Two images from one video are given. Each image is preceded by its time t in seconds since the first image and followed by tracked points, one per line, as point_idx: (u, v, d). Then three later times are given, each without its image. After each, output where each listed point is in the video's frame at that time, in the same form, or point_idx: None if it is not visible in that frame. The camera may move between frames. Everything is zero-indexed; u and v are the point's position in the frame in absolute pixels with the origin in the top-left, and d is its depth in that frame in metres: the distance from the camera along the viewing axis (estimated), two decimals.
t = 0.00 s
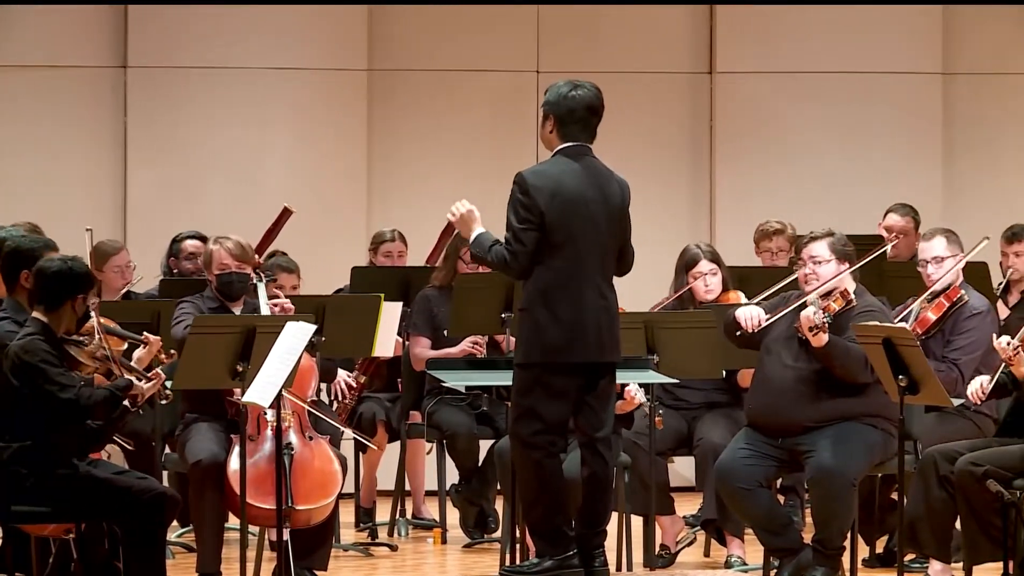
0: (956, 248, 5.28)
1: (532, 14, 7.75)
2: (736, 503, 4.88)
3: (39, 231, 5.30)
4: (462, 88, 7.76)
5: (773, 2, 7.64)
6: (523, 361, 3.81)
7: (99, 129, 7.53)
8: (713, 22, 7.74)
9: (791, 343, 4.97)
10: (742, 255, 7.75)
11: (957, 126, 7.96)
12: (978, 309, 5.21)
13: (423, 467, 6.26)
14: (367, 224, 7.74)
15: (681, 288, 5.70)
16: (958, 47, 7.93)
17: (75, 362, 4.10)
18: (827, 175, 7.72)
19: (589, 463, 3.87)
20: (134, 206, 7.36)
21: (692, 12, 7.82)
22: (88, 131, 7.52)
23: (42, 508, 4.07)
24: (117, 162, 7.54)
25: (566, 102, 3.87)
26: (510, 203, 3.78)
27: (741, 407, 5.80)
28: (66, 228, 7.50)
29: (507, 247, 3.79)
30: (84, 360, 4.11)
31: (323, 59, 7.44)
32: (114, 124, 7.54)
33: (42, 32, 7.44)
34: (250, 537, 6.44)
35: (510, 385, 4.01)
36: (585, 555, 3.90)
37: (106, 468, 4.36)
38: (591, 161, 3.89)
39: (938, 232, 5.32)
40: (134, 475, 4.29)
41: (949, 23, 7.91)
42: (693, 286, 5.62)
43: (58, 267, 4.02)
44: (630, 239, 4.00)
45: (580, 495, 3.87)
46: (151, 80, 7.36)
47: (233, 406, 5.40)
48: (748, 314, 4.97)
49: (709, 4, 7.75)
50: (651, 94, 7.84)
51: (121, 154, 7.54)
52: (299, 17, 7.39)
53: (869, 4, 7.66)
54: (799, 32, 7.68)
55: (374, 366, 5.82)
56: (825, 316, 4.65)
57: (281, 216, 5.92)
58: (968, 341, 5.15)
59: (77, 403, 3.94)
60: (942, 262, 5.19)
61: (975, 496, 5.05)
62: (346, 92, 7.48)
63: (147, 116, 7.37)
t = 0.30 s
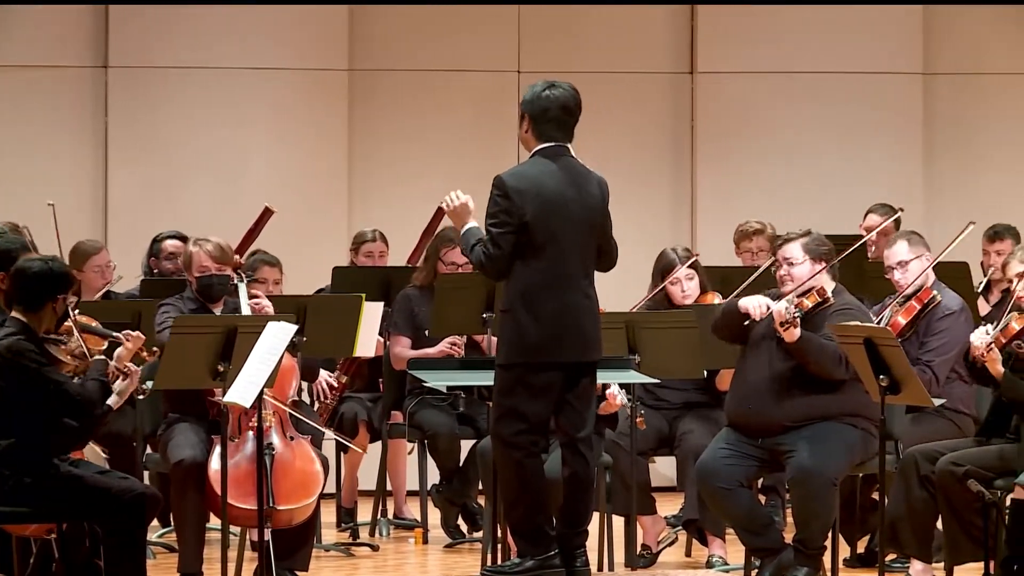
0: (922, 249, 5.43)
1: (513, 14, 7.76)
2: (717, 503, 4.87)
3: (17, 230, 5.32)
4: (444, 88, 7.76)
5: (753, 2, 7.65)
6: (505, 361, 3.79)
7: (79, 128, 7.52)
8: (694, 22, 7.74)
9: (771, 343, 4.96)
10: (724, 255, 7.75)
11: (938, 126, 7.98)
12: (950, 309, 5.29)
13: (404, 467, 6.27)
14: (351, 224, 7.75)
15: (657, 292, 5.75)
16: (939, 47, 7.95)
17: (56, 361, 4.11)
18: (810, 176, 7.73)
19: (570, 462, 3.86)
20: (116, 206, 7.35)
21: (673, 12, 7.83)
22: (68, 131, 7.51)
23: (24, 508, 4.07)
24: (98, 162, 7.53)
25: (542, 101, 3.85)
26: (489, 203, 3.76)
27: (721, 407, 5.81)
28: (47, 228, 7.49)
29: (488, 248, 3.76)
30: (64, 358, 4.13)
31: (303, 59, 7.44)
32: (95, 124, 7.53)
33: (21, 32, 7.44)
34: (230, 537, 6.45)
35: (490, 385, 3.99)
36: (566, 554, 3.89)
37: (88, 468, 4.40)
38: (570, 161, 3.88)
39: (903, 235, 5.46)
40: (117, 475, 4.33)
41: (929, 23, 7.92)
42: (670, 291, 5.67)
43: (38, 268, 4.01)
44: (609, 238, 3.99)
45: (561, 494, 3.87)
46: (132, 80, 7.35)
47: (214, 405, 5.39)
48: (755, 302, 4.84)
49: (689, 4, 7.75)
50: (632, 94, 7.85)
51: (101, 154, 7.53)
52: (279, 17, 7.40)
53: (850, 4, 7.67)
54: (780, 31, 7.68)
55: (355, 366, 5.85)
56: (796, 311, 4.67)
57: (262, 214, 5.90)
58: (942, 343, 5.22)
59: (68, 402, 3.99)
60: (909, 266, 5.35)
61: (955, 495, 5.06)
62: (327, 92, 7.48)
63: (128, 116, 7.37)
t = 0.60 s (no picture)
0: (911, 249, 5.37)
1: (498, 14, 7.76)
2: (701, 503, 4.87)
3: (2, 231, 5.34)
4: (430, 88, 7.76)
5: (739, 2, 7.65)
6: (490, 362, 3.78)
7: (64, 128, 7.51)
8: (679, 23, 7.74)
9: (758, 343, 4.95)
10: (711, 254, 7.76)
11: (924, 126, 7.99)
12: (934, 312, 5.31)
13: (390, 467, 6.27)
14: (339, 224, 7.75)
15: (651, 283, 5.74)
16: (923, 48, 7.96)
17: (45, 364, 4.12)
18: (796, 176, 7.74)
19: (555, 461, 3.83)
20: (102, 207, 7.35)
21: (658, 13, 7.83)
22: (53, 130, 7.50)
23: (10, 509, 4.03)
24: (83, 162, 7.52)
25: (526, 102, 3.82)
26: (469, 203, 3.74)
27: (708, 407, 5.81)
28: (32, 228, 7.49)
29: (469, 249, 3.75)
30: (53, 362, 4.13)
31: (288, 59, 7.43)
32: (79, 124, 7.52)
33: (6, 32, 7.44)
34: (216, 537, 6.45)
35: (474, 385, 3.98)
36: (552, 555, 3.83)
37: (73, 468, 4.41)
38: (553, 160, 3.85)
39: (893, 234, 5.39)
40: (100, 475, 4.34)
41: (915, 24, 7.93)
42: (662, 283, 5.63)
43: (29, 268, 4.04)
44: (599, 235, 3.94)
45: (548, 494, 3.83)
46: (117, 80, 7.35)
47: (198, 404, 5.37)
48: (703, 320, 4.90)
49: (674, 5, 7.75)
50: (618, 94, 7.85)
51: (86, 154, 7.52)
52: (264, 17, 7.40)
53: (835, 4, 7.67)
54: (765, 32, 7.68)
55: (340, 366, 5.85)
56: (794, 315, 4.65)
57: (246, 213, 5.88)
58: (926, 347, 5.25)
59: (47, 397, 3.95)
60: (898, 267, 5.29)
61: (940, 495, 5.04)
62: (312, 92, 7.48)
63: (113, 116, 7.36)
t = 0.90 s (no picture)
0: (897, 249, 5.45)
1: (485, 14, 7.76)
2: (691, 503, 4.85)
3: None
4: (419, 88, 7.76)
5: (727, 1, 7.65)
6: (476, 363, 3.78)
7: (52, 128, 7.51)
8: (668, 23, 7.75)
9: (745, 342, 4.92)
10: (700, 254, 7.76)
11: (912, 126, 8.00)
12: (923, 312, 5.32)
13: (379, 467, 6.28)
14: (329, 224, 7.75)
15: (633, 294, 5.76)
16: (911, 47, 7.97)
17: (37, 364, 4.15)
18: (786, 176, 7.74)
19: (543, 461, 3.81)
20: (91, 207, 7.35)
21: (647, 13, 7.84)
22: (42, 130, 7.50)
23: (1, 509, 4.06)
24: (72, 162, 7.52)
25: (513, 101, 3.80)
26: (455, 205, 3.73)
27: (696, 407, 5.81)
28: (21, 229, 7.48)
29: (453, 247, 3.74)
30: (45, 362, 4.17)
31: (277, 59, 7.44)
32: (68, 124, 7.52)
33: None
34: (205, 538, 6.45)
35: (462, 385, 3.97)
36: (542, 554, 3.83)
37: (61, 468, 4.41)
38: (541, 160, 3.83)
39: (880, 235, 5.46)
40: (90, 475, 4.35)
41: (903, 24, 7.94)
42: (643, 293, 5.68)
43: (17, 268, 4.03)
44: (588, 236, 3.92)
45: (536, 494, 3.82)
46: (105, 80, 7.34)
47: (190, 406, 5.38)
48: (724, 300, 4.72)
49: (663, 5, 7.76)
50: (607, 94, 7.85)
51: (75, 155, 7.52)
52: (252, 17, 7.40)
53: (823, 4, 7.67)
54: (754, 31, 7.68)
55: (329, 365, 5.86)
56: (774, 310, 4.63)
57: (235, 214, 5.84)
58: (914, 346, 5.24)
59: (42, 394, 3.98)
60: (884, 266, 5.35)
61: (930, 495, 5.04)
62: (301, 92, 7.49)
63: (101, 116, 7.36)
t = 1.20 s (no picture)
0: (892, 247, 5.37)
1: (473, 14, 7.76)
2: (678, 503, 4.83)
3: None
4: (407, 88, 7.76)
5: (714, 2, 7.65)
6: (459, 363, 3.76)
7: (40, 129, 7.51)
8: (655, 23, 7.76)
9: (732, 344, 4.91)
10: (689, 254, 7.77)
11: (900, 127, 8.01)
12: (913, 311, 5.31)
13: (367, 467, 6.28)
14: (317, 225, 7.75)
15: (626, 284, 5.71)
16: (899, 48, 7.98)
17: (28, 369, 4.12)
18: (774, 176, 7.74)
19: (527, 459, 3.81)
20: (79, 207, 7.36)
21: (634, 13, 7.84)
22: (29, 131, 7.50)
23: None
24: (60, 163, 7.52)
25: (510, 103, 3.80)
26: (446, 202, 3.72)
27: (684, 407, 5.81)
28: (10, 229, 7.48)
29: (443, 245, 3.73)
30: (37, 367, 4.13)
31: (264, 59, 7.44)
32: (56, 125, 7.52)
33: None
34: (192, 538, 6.46)
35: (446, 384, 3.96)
36: (529, 554, 3.82)
37: (48, 468, 4.41)
38: (533, 163, 3.83)
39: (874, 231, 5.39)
40: (78, 475, 4.35)
41: (891, 24, 7.94)
42: (638, 285, 5.64)
43: (14, 269, 4.03)
44: (575, 241, 3.91)
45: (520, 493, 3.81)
46: (93, 80, 7.35)
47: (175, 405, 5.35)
48: (685, 319, 4.93)
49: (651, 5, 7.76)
50: (595, 94, 7.86)
51: (63, 155, 7.52)
52: (240, 17, 7.40)
53: (811, 5, 7.67)
54: (742, 31, 7.68)
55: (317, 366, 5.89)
56: (765, 313, 4.61)
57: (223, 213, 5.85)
58: (904, 344, 5.24)
59: (11, 403, 3.95)
60: (879, 264, 5.29)
61: (917, 495, 5.03)
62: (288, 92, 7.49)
63: (89, 116, 7.36)
